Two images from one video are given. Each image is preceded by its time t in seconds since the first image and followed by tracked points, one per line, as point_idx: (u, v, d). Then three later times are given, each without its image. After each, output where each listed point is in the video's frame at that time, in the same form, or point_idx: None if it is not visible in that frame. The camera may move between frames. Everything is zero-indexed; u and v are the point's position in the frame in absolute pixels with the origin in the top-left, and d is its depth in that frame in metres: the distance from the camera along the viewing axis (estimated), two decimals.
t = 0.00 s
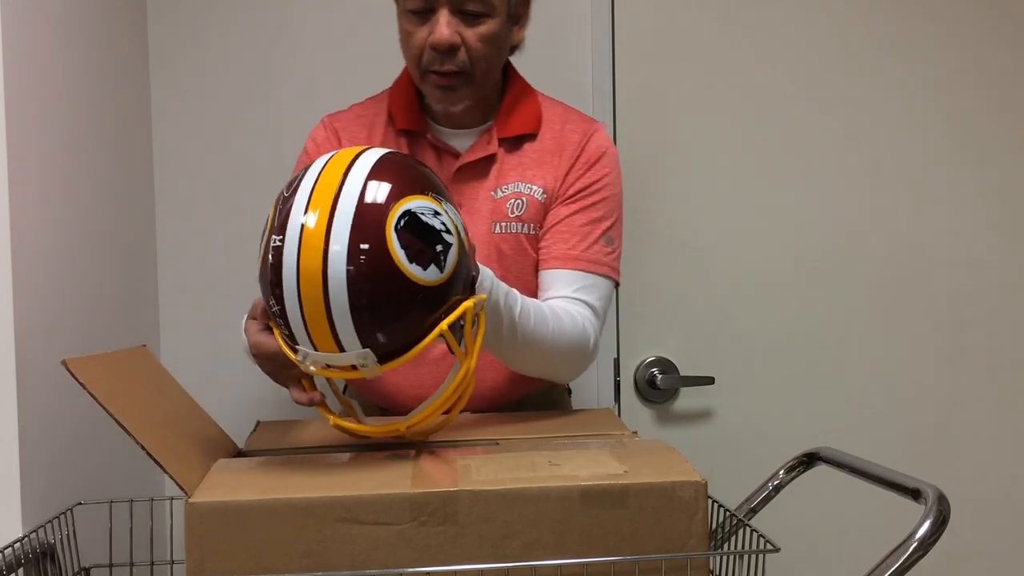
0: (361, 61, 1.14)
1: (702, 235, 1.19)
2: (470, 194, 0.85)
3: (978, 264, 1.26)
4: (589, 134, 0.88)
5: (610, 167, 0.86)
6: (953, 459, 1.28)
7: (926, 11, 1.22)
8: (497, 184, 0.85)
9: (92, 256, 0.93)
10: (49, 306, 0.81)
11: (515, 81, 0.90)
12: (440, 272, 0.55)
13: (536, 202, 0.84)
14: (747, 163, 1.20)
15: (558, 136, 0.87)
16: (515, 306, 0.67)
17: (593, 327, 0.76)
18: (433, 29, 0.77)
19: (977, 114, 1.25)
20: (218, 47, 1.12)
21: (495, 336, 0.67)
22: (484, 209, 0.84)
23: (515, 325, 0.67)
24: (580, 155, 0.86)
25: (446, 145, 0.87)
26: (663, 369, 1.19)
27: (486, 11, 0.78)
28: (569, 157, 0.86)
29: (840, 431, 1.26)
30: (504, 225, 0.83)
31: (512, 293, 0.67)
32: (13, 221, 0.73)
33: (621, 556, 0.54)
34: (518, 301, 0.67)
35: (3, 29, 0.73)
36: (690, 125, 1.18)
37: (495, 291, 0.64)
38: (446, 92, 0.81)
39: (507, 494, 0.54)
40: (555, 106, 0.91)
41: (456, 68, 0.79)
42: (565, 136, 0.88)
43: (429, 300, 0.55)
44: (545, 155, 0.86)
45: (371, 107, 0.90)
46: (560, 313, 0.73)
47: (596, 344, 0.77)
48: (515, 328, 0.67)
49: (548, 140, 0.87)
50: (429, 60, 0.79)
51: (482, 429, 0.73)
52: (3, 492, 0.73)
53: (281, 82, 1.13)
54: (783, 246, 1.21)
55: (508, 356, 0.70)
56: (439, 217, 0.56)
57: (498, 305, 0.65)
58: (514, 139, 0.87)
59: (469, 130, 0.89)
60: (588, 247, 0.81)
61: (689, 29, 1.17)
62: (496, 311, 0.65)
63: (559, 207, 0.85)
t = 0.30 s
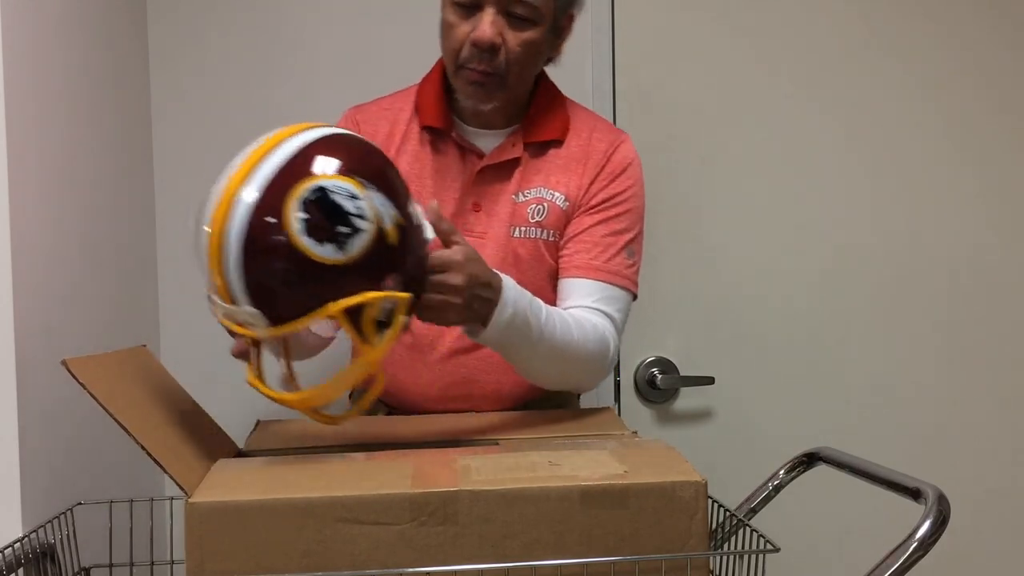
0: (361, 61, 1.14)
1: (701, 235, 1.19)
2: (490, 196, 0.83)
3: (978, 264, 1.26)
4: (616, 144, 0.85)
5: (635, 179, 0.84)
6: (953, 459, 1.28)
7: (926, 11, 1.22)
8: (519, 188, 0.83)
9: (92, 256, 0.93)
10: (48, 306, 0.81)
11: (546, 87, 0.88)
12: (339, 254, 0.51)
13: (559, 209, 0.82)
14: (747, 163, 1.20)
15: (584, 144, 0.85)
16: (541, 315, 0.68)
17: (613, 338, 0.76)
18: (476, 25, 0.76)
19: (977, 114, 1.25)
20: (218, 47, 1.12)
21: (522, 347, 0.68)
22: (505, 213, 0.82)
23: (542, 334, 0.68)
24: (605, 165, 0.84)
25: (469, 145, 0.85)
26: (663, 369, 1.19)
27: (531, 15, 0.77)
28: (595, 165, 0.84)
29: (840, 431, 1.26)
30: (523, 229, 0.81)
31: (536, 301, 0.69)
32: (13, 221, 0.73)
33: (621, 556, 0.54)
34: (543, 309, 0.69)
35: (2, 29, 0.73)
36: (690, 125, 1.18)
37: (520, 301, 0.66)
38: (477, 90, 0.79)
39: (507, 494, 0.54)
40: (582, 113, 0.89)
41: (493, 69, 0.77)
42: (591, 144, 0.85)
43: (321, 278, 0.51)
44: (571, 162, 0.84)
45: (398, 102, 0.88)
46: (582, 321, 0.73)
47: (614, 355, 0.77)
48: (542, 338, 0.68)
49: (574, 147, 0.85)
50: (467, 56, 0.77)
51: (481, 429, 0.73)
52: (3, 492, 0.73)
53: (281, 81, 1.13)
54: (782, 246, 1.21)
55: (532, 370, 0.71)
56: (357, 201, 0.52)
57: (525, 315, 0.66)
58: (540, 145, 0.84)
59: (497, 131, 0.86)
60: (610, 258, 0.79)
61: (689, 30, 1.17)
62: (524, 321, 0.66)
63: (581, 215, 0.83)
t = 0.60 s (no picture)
0: (361, 61, 1.14)
1: (701, 234, 1.19)
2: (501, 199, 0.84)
3: (978, 264, 1.26)
4: (635, 158, 0.84)
5: (648, 195, 0.82)
6: (953, 458, 1.28)
7: (927, 11, 1.22)
8: (530, 195, 0.83)
9: (92, 256, 0.93)
10: (49, 307, 0.81)
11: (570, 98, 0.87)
12: (232, 220, 0.58)
13: (566, 217, 0.82)
14: (748, 163, 1.20)
15: (601, 155, 0.84)
16: (522, 328, 0.68)
17: (605, 350, 0.74)
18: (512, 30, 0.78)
19: (977, 115, 1.25)
20: (218, 47, 1.12)
21: (498, 359, 0.68)
22: (514, 218, 0.83)
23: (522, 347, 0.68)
24: (618, 177, 0.83)
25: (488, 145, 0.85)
26: (663, 369, 1.19)
27: (568, 30, 0.78)
28: (609, 176, 0.83)
29: (840, 430, 1.26)
30: (530, 235, 0.82)
31: (519, 312, 0.68)
32: (13, 221, 0.73)
33: (621, 556, 0.54)
34: (525, 321, 0.68)
35: (2, 29, 0.73)
36: (690, 124, 1.17)
37: (500, 312, 0.66)
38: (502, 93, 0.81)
39: (507, 495, 0.54)
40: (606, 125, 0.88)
41: (522, 75, 0.79)
42: (609, 156, 0.84)
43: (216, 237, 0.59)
44: (585, 172, 0.83)
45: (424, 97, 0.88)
46: (569, 332, 0.72)
47: (605, 367, 0.75)
48: (522, 350, 0.68)
49: (591, 158, 0.84)
50: (498, 59, 0.79)
51: (481, 429, 0.73)
52: (3, 492, 0.73)
53: (281, 81, 1.13)
54: (782, 246, 1.21)
55: (512, 380, 0.71)
56: (262, 174, 0.58)
57: (504, 327, 0.66)
58: (556, 153, 0.84)
59: (516, 134, 0.86)
60: (613, 268, 0.78)
61: (689, 30, 1.17)
62: (502, 334, 0.66)
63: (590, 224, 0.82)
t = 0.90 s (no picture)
0: (361, 61, 1.14)
1: (701, 234, 1.19)
2: (503, 203, 0.84)
3: (979, 264, 1.26)
4: (637, 164, 0.83)
5: (649, 200, 0.81)
6: (953, 458, 1.28)
7: (927, 11, 1.22)
8: (531, 198, 0.83)
9: (93, 258, 0.93)
10: (49, 307, 0.80)
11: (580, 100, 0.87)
12: (201, 209, 0.59)
13: (564, 220, 0.81)
14: (748, 163, 1.20)
15: (604, 160, 0.84)
16: (497, 319, 0.66)
17: (590, 348, 0.73)
18: (536, 34, 0.77)
19: (977, 115, 1.25)
20: (218, 48, 1.12)
21: (472, 352, 0.66)
22: (514, 222, 0.83)
23: (497, 339, 0.66)
24: (620, 182, 0.82)
25: (494, 148, 0.85)
26: (663, 369, 1.19)
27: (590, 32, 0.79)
28: (610, 180, 0.82)
29: (840, 430, 1.26)
30: (529, 239, 0.81)
31: (494, 304, 0.67)
32: (13, 221, 0.73)
33: (621, 556, 0.54)
34: (501, 313, 0.67)
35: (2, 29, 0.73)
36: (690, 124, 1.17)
37: (473, 303, 0.64)
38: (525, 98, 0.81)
39: (507, 495, 0.54)
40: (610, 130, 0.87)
41: (546, 79, 0.79)
42: (611, 160, 0.84)
43: (186, 223, 0.59)
44: (587, 176, 0.83)
45: (434, 97, 0.89)
46: (551, 326, 0.70)
47: (588, 366, 0.74)
48: (497, 342, 0.66)
49: (593, 163, 0.84)
50: (523, 64, 0.79)
51: (480, 429, 0.73)
52: (3, 492, 0.73)
53: (282, 81, 1.13)
54: (782, 246, 1.21)
55: (487, 373, 0.69)
56: (235, 168, 0.58)
57: (478, 318, 0.65)
58: (559, 157, 0.84)
59: (524, 136, 0.86)
60: (606, 268, 0.77)
61: (690, 30, 1.17)
62: (476, 325, 0.65)
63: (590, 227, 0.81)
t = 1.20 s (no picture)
0: (361, 61, 1.14)
1: (701, 234, 1.19)
2: (503, 204, 0.84)
3: (979, 264, 1.26)
4: (637, 163, 0.83)
5: (649, 199, 0.81)
6: (954, 458, 1.28)
7: (927, 11, 1.22)
8: (531, 199, 0.83)
9: (92, 258, 0.93)
10: (49, 306, 0.80)
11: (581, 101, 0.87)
12: (201, 219, 0.59)
13: (564, 220, 0.81)
14: (747, 162, 1.20)
15: (604, 159, 0.84)
16: (492, 314, 0.66)
17: (588, 343, 0.73)
18: (541, 35, 0.77)
19: (977, 116, 1.25)
20: (218, 47, 1.12)
21: (468, 346, 0.66)
22: (514, 222, 0.83)
23: (493, 333, 0.66)
24: (619, 181, 0.82)
25: (494, 149, 0.85)
26: (663, 369, 1.19)
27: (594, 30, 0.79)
28: (609, 179, 0.82)
29: (840, 430, 1.26)
30: (529, 239, 0.82)
31: (490, 299, 0.67)
32: (12, 221, 0.73)
33: (621, 556, 0.54)
34: (496, 307, 0.67)
35: (2, 29, 0.73)
36: (690, 124, 1.17)
37: (468, 296, 0.64)
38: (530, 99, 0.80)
39: (507, 495, 0.54)
40: (611, 130, 0.87)
41: (553, 79, 0.79)
42: (611, 160, 0.84)
43: (188, 230, 0.59)
44: (586, 176, 0.83)
45: (433, 99, 0.89)
46: (547, 321, 0.70)
47: (586, 360, 0.73)
48: (493, 337, 0.66)
49: (593, 163, 0.84)
50: (528, 65, 0.78)
51: (480, 429, 0.73)
52: (3, 492, 0.73)
53: (282, 81, 1.13)
54: (782, 246, 1.21)
55: (484, 370, 0.69)
56: (236, 178, 0.58)
57: (473, 312, 0.65)
58: (559, 157, 0.84)
59: (525, 137, 0.86)
60: (605, 263, 0.76)
61: (689, 30, 1.17)
62: (471, 319, 0.65)
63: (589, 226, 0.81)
